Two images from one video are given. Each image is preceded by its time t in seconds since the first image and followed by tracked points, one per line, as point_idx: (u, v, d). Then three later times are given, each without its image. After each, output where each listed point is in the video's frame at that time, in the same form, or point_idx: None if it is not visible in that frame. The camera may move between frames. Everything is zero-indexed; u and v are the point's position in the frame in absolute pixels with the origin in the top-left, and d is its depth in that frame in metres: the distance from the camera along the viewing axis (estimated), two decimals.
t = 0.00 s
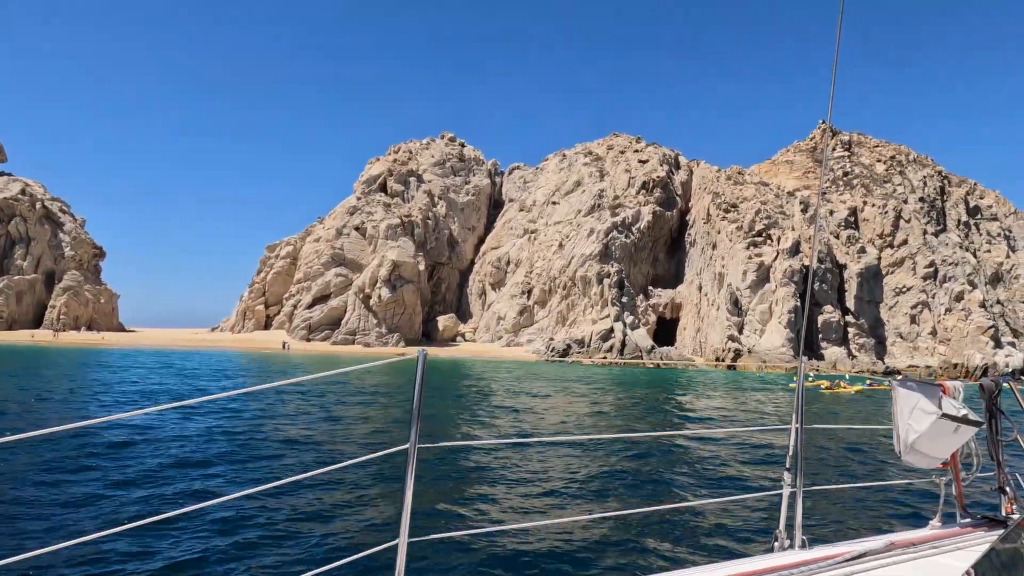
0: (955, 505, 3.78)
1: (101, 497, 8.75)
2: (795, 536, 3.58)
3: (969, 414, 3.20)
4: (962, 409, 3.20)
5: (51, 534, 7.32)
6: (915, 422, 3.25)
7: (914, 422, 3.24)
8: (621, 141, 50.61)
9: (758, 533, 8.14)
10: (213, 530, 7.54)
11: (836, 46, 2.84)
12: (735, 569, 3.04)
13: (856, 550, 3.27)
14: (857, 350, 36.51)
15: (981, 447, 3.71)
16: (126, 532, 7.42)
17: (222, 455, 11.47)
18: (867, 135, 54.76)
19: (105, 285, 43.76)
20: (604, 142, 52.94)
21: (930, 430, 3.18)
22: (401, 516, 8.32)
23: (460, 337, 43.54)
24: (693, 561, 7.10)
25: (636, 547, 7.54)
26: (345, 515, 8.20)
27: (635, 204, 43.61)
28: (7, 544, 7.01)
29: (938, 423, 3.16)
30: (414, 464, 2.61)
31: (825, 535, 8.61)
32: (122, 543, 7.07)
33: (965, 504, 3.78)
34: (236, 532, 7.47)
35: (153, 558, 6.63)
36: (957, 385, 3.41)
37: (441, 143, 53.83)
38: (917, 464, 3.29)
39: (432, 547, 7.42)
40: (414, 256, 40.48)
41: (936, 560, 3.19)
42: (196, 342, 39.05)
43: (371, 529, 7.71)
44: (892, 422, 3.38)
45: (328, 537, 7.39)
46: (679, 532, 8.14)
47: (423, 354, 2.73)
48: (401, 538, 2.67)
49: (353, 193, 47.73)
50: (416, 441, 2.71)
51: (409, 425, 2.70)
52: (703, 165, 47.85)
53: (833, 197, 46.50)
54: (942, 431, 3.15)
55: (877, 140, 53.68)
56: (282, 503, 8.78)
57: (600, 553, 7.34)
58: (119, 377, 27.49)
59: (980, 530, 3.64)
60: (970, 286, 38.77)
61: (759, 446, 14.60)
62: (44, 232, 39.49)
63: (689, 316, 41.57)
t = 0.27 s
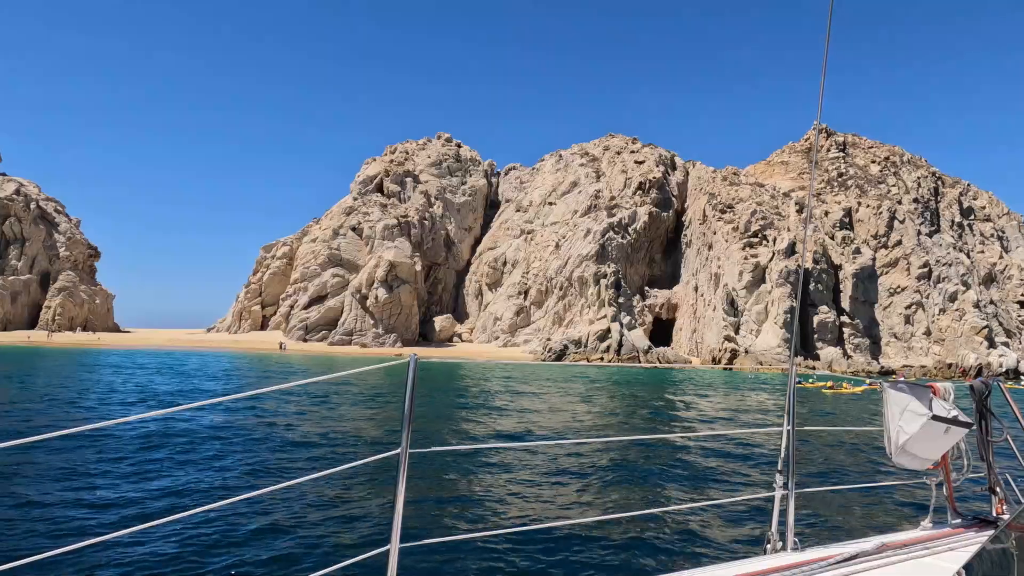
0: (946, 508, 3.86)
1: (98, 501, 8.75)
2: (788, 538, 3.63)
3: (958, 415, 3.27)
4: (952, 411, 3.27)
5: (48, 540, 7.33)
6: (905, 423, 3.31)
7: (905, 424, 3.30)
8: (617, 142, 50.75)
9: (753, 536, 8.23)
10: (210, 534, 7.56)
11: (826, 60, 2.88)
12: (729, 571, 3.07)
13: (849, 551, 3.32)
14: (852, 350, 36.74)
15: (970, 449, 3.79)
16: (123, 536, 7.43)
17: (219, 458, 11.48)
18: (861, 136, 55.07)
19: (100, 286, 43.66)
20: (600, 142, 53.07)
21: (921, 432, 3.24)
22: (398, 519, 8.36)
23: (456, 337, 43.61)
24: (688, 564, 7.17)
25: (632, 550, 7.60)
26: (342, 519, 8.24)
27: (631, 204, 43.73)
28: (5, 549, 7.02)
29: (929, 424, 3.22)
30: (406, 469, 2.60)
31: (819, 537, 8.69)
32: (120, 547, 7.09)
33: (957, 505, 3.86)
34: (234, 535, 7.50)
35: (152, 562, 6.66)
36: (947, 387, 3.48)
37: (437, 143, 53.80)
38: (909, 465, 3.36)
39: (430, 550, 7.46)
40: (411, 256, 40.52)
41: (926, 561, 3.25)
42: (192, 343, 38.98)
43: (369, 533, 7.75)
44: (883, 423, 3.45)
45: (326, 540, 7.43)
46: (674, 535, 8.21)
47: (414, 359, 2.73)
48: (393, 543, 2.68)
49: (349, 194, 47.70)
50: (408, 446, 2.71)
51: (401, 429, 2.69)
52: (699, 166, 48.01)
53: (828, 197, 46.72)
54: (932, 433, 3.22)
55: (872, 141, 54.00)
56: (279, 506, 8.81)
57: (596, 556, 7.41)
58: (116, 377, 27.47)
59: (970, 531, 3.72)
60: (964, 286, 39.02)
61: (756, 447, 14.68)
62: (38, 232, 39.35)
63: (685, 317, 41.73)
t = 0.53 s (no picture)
0: (940, 504, 3.93)
1: (96, 505, 8.78)
2: (785, 536, 3.68)
3: (952, 413, 3.34)
4: (946, 408, 3.34)
5: (47, 545, 7.37)
6: (900, 421, 3.39)
7: (900, 422, 3.37)
8: (615, 142, 50.82)
9: (749, 536, 8.31)
10: (209, 538, 7.60)
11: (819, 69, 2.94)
12: (727, 569, 3.14)
13: (844, 549, 3.38)
14: (848, 349, 36.92)
15: (964, 446, 3.87)
16: (122, 541, 7.47)
17: (217, 460, 11.50)
18: (856, 137, 55.31)
19: (96, 285, 43.55)
20: (597, 142, 53.14)
21: (915, 430, 3.31)
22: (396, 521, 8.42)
23: (454, 337, 43.64)
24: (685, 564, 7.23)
25: (629, 551, 7.67)
26: (340, 521, 8.29)
27: (629, 204, 43.82)
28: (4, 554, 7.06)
29: (923, 422, 3.29)
30: (403, 469, 2.65)
31: (815, 536, 8.78)
32: (119, 552, 7.13)
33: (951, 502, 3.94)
34: (233, 540, 7.55)
35: (151, 567, 6.70)
36: (941, 385, 3.55)
37: (434, 143, 53.77)
38: (903, 462, 3.42)
39: (428, 552, 7.52)
40: (409, 256, 40.55)
41: (921, 557, 3.31)
42: (189, 342, 38.91)
43: (367, 536, 7.81)
44: (878, 421, 3.52)
45: (324, 543, 7.48)
46: (671, 535, 8.29)
47: (411, 361, 2.78)
48: (392, 546, 2.72)
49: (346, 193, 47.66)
50: (406, 447, 2.75)
51: (398, 433, 2.73)
52: (696, 166, 48.12)
53: (824, 198, 46.92)
54: (926, 430, 3.28)
55: (867, 141, 54.24)
56: (278, 509, 8.85)
57: (592, 557, 7.48)
58: (113, 377, 27.41)
59: (964, 528, 3.79)
60: (959, 286, 39.24)
61: (754, 447, 14.76)
62: (35, 232, 39.23)
63: (682, 316, 41.85)
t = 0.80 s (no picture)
0: (939, 495, 4.00)
1: (96, 502, 8.79)
2: (785, 529, 3.75)
3: (951, 404, 3.40)
4: (945, 399, 3.39)
5: (50, 541, 7.39)
6: (900, 413, 3.44)
7: (900, 413, 3.43)
8: (612, 142, 50.88)
9: (748, 529, 8.39)
10: (211, 533, 7.64)
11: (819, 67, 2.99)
12: (729, 561, 3.17)
13: (845, 541, 3.44)
14: (845, 349, 37.10)
15: (963, 438, 3.93)
16: (123, 537, 7.48)
17: (217, 458, 11.52)
18: (852, 137, 55.54)
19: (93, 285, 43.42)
20: (594, 142, 53.22)
21: (914, 421, 3.37)
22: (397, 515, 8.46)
23: (452, 337, 43.66)
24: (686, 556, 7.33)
25: (629, 543, 7.73)
26: (341, 517, 8.31)
27: (626, 204, 43.92)
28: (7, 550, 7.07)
29: (922, 413, 3.34)
30: (407, 463, 2.65)
31: (812, 528, 8.87)
32: (121, 549, 7.15)
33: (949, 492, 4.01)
34: (235, 535, 7.58)
35: (154, 562, 6.72)
36: (939, 377, 3.62)
37: (432, 143, 53.73)
38: (902, 452, 3.49)
39: (429, 547, 7.58)
40: (407, 256, 40.59)
41: (921, 549, 3.37)
42: (186, 342, 38.83)
43: (367, 531, 7.84)
44: (877, 413, 3.58)
45: (327, 539, 7.52)
46: (669, 528, 8.35)
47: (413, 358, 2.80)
48: (394, 539, 2.74)
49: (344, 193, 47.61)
50: (410, 442, 2.76)
51: (403, 425, 2.75)
52: (693, 166, 48.27)
53: (820, 198, 47.12)
54: (925, 421, 3.34)
55: (863, 142, 54.46)
56: (280, 505, 8.89)
57: (593, 550, 7.54)
58: (110, 377, 27.34)
59: (962, 518, 3.86)
60: (954, 286, 39.47)
61: (752, 444, 14.87)
62: (31, 231, 39.09)
63: (680, 316, 41.97)
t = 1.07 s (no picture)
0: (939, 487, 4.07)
1: (99, 496, 8.85)
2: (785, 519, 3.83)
3: (952, 396, 3.46)
4: (945, 391, 3.46)
5: (50, 534, 7.41)
6: (900, 404, 3.51)
7: (901, 405, 3.50)
8: (609, 142, 50.96)
9: (746, 521, 8.48)
10: (212, 527, 7.67)
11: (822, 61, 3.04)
12: (732, 551, 3.25)
13: (846, 531, 3.52)
14: (841, 348, 37.29)
15: (963, 430, 4.00)
16: (124, 531, 7.52)
17: (216, 453, 11.55)
18: (848, 137, 55.77)
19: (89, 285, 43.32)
20: (592, 142, 53.28)
21: (916, 412, 3.43)
22: (397, 510, 8.51)
23: (450, 337, 43.69)
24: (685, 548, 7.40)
25: (628, 537, 7.79)
26: (341, 512, 8.36)
27: (623, 204, 44.03)
28: (8, 543, 7.10)
29: (924, 405, 3.41)
30: (410, 453, 2.83)
31: (810, 519, 8.97)
32: (122, 543, 7.18)
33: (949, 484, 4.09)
34: (236, 529, 7.61)
35: (155, 556, 6.75)
36: (940, 369, 3.68)
37: (429, 143, 53.71)
38: (902, 444, 3.55)
39: (429, 541, 7.62)
40: (404, 256, 40.63)
41: (920, 538, 3.44)
42: (183, 342, 38.78)
43: (368, 525, 7.89)
44: (879, 405, 3.65)
45: (327, 533, 7.56)
46: (668, 520, 8.43)
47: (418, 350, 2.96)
48: (399, 529, 2.84)
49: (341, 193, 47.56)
50: (413, 432, 2.95)
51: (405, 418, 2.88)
52: (690, 166, 48.41)
53: (816, 198, 47.31)
54: (927, 413, 3.41)
55: (859, 142, 54.67)
56: (280, 500, 8.93)
57: (592, 542, 7.61)
58: (107, 377, 27.32)
59: (962, 510, 3.93)
60: (949, 287, 39.68)
61: (750, 440, 14.96)
62: (27, 231, 38.98)
63: (677, 316, 42.07)
